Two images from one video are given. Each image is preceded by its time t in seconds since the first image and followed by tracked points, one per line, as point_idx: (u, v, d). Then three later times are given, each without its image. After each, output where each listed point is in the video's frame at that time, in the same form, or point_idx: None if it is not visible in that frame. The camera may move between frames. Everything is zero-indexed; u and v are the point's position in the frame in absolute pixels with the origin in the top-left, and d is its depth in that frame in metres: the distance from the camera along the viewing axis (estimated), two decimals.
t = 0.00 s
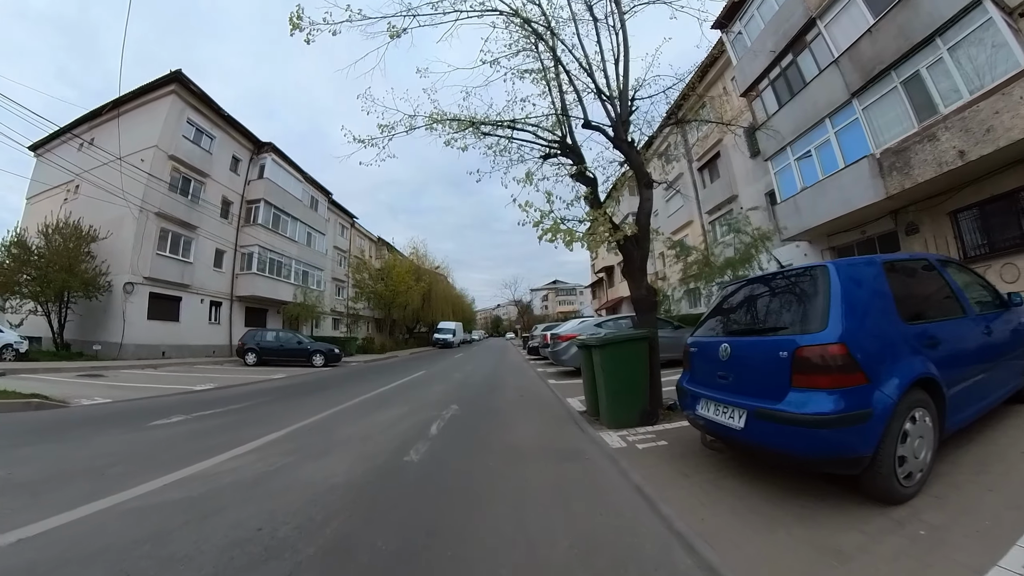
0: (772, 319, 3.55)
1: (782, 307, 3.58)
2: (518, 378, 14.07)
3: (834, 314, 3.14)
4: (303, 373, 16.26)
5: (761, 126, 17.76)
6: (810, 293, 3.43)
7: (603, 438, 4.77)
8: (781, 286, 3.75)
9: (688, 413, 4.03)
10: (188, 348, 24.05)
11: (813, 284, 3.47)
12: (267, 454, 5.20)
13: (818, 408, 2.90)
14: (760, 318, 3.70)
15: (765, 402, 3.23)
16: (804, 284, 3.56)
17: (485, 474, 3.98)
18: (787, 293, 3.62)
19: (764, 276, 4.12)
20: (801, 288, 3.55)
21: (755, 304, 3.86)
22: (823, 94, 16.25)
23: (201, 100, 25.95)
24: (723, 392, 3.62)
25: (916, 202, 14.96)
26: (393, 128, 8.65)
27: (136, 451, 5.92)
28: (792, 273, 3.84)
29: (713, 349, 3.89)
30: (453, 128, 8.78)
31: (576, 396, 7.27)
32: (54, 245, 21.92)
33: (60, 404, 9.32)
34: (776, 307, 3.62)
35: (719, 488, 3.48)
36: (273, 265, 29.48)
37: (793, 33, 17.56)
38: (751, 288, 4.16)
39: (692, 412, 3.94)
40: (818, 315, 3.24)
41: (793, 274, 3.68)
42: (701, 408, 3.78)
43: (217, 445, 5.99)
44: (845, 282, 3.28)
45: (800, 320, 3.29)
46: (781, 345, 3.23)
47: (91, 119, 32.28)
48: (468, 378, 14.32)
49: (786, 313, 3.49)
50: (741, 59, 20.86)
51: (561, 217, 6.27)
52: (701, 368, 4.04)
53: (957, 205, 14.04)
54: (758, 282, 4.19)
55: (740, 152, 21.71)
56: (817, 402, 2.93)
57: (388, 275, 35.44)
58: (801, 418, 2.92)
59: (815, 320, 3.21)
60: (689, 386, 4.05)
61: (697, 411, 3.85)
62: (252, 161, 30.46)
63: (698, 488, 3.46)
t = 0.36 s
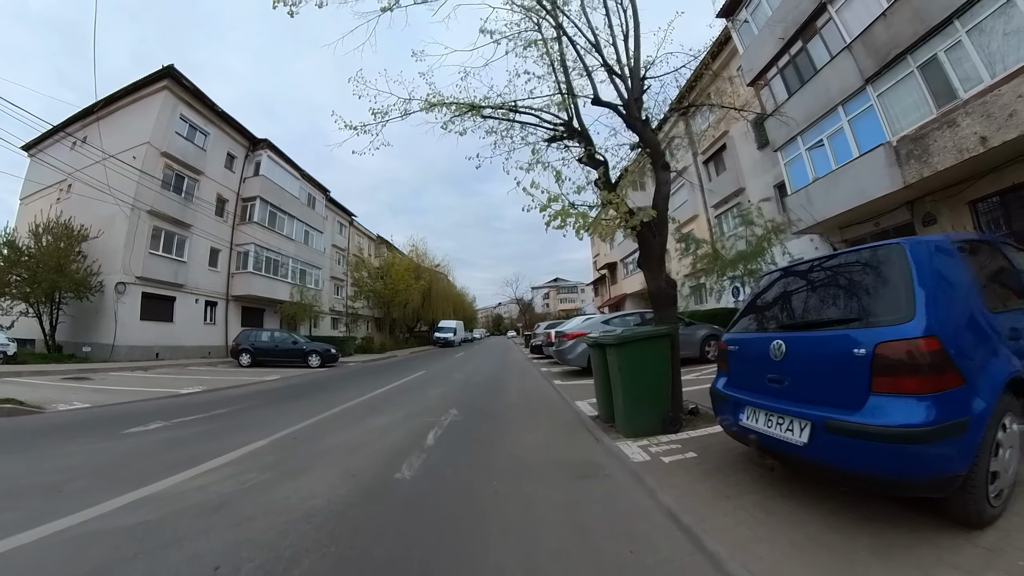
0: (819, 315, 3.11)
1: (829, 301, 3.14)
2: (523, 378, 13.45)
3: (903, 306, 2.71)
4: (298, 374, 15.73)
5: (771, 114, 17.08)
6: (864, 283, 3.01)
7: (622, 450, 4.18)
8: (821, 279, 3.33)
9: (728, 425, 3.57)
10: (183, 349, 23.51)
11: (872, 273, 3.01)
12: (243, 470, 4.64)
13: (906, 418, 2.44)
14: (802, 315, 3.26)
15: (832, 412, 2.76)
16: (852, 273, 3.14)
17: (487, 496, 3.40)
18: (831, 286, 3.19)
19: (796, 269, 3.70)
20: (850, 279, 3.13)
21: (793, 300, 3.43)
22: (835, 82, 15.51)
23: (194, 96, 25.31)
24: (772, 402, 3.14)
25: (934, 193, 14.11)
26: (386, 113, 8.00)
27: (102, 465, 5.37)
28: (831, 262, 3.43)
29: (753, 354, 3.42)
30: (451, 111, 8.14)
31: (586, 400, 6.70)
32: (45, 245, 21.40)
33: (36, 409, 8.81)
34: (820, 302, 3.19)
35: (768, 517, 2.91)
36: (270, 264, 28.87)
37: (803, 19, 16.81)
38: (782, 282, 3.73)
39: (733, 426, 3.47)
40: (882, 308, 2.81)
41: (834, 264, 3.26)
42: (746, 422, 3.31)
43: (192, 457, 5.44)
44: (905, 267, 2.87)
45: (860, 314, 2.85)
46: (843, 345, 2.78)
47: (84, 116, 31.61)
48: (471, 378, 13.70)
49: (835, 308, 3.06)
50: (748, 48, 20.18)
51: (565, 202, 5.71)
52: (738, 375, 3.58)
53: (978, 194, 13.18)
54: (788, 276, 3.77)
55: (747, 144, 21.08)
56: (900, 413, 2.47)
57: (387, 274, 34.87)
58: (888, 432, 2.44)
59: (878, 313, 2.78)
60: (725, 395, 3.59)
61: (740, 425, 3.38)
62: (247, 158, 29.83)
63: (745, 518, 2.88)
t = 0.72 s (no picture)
0: (869, 313, 2.85)
1: (881, 295, 2.88)
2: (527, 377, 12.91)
3: (974, 295, 2.42)
4: (292, 376, 15.20)
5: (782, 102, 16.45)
6: (927, 273, 2.71)
7: (644, 465, 3.64)
8: (866, 273, 3.08)
9: (778, 440, 3.22)
10: (176, 350, 22.96)
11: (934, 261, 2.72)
12: (212, 491, 4.09)
13: (1019, 428, 2.04)
14: (849, 314, 2.99)
15: (912, 421, 2.42)
16: (900, 264, 2.89)
17: (489, 526, 2.85)
18: (879, 280, 2.94)
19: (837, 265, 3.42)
20: (900, 271, 2.87)
21: (839, 299, 3.15)
22: (847, 70, 14.91)
23: (187, 92, 24.72)
24: (832, 414, 2.82)
25: (951, 183, 13.34)
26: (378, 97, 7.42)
27: (61, 480, 4.84)
28: (872, 254, 3.19)
29: (806, 363, 3.11)
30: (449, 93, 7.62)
31: (595, 404, 6.16)
32: (34, 244, 20.84)
33: (7, 416, 8.26)
34: (872, 299, 2.91)
35: (837, 555, 2.36)
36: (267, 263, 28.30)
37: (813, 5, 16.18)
38: (822, 281, 3.46)
39: (786, 442, 3.13)
40: (946, 298, 2.54)
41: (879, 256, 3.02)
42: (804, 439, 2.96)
43: (160, 472, 4.88)
44: (963, 250, 2.62)
45: (920, 309, 2.58)
46: (910, 344, 2.49)
47: (76, 114, 31.03)
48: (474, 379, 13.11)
49: (888, 303, 2.80)
50: (755, 37, 19.57)
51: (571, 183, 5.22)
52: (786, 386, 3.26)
53: (997, 184, 12.51)
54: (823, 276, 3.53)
55: (754, 137, 20.52)
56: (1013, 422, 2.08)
57: (386, 273, 34.36)
58: (999, 447, 2.05)
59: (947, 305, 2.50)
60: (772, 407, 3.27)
61: (796, 443, 3.03)
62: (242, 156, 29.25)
63: (809, 557, 2.34)
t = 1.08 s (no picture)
0: (930, 313, 2.50)
1: (941, 290, 2.54)
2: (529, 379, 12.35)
3: None
4: (285, 379, 14.64)
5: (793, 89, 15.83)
6: (989, 264, 2.39)
7: (674, 485, 3.14)
8: (918, 267, 2.74)
9: (835, 454, 2.86)
10: (168, 352, 22.40)
11: (997, 249, 2.38)
12: (171, 515, 3.57)
13: None
14: (902, 313, 2.67)
15: (994, 437, 2.09)
16: (956, 255, 2.55)
17: (491, 573, 2.28)
18: (937, 275, 2.60)
19: (887, 260, 3.04)
20: (958, 262, 2.54)
21: (893, 298, 2.78)
22: (858, 59, 14.33)
23: (181, 88, 24.17)
24: (896, 426, 2.48)
25: (970, 174, 12.65)
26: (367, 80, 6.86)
27: (7, 499, 4.30)
28: (923, 243, 2.83)
29: (861, 368, 2.78)
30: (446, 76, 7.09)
31: (605, 412, 5.61)
32: (22, 243, 20.27)
33: None
34: (930, 297, 2.56)
35: None
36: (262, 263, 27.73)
37: None
38: (873, 277, 3.07)
39: (845, 457, 2.77)
40: (1015, 290, 2.20)
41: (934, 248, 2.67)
42: (865, 454, 2.62)
43: (119, 491, 4.34)
44: None
45: (990, 306, 2.24)
46: (980, 345, 2.18)
47: (68, 112, 30.43)
48: (473, 381, 12.56)
49: (951, 300, 2.46)
50: (763, 28, 18.98)
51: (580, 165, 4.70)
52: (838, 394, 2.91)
53: (1017, 176, 11.93)
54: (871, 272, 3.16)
55: (761, 131, 19.96)
56: None
57: (383, 272, 33.84)
58: None
59: (1017, 297, 2.17)
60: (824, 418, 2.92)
61: (856, 459, 2.68)
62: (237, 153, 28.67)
63: None
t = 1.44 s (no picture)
0: None
1: (1021, 282, 2.17)
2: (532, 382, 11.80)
3: None
4: (278, 381, 14.11)
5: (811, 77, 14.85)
6: None
7: (712, 517, 2.64)
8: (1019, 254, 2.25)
9: (915, 475, 2.45)
10: (160, 354, 21.85)
11: None
12: (115, 545, 3.05)
13: None
14: (998, 311, 2.20)
15: None
16: None
17: None
18: None
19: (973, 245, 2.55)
20: None
21: (987, 294, 2.31)
22: (872, 49, 13.81)
23: (175, 83, 23.64)
24: (998, 450, 2.05)
25: (990, 167, 11.97)
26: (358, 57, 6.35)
27: None
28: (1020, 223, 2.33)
29: (944, 377, 2.37)
30: (442, 56, 6.61)
31: (617, 421, 5.07)
32: (11, 241, 19.74)
33: None
34: None
35: None
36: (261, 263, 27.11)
37: None
38: (954, 266, 2.58)
39: (926, 479, 2.38)
40: None
41: None
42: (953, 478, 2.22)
43: (69, 510, 3.82)
44: None
45: None
46: None
47: (62, 109, 29.94)
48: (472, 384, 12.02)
49: None
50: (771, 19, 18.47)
51: (595, 143, 4.48)
52: (912, 406, 2.51)
53: None
54: (945, 260, 2.72)
55: (770, 126, 19.43)
56: None
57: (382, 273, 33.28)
58: None
59: None
60: (899, 434, 2.54)
61: (942, 483, 2.28)
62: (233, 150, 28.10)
63: None
